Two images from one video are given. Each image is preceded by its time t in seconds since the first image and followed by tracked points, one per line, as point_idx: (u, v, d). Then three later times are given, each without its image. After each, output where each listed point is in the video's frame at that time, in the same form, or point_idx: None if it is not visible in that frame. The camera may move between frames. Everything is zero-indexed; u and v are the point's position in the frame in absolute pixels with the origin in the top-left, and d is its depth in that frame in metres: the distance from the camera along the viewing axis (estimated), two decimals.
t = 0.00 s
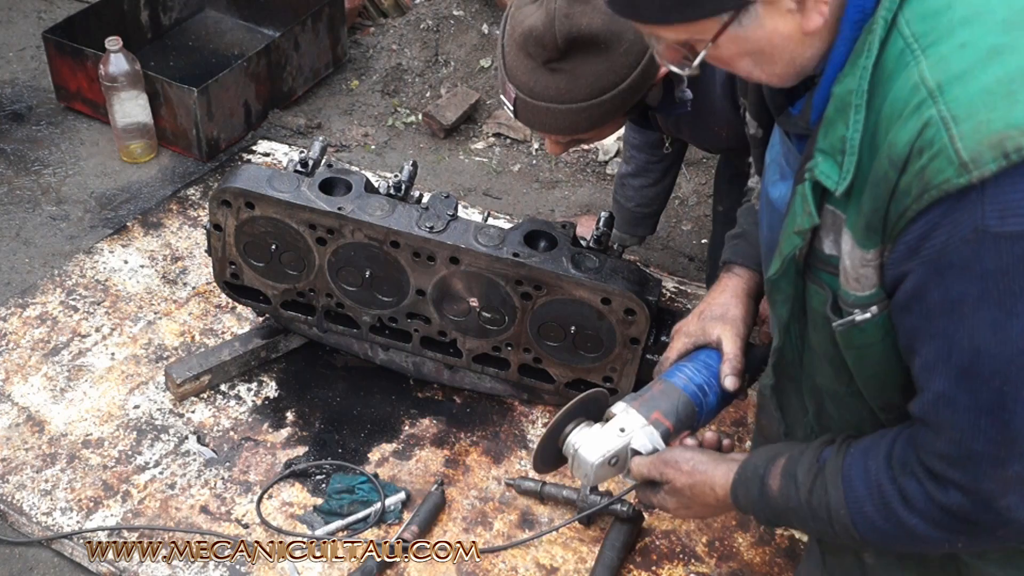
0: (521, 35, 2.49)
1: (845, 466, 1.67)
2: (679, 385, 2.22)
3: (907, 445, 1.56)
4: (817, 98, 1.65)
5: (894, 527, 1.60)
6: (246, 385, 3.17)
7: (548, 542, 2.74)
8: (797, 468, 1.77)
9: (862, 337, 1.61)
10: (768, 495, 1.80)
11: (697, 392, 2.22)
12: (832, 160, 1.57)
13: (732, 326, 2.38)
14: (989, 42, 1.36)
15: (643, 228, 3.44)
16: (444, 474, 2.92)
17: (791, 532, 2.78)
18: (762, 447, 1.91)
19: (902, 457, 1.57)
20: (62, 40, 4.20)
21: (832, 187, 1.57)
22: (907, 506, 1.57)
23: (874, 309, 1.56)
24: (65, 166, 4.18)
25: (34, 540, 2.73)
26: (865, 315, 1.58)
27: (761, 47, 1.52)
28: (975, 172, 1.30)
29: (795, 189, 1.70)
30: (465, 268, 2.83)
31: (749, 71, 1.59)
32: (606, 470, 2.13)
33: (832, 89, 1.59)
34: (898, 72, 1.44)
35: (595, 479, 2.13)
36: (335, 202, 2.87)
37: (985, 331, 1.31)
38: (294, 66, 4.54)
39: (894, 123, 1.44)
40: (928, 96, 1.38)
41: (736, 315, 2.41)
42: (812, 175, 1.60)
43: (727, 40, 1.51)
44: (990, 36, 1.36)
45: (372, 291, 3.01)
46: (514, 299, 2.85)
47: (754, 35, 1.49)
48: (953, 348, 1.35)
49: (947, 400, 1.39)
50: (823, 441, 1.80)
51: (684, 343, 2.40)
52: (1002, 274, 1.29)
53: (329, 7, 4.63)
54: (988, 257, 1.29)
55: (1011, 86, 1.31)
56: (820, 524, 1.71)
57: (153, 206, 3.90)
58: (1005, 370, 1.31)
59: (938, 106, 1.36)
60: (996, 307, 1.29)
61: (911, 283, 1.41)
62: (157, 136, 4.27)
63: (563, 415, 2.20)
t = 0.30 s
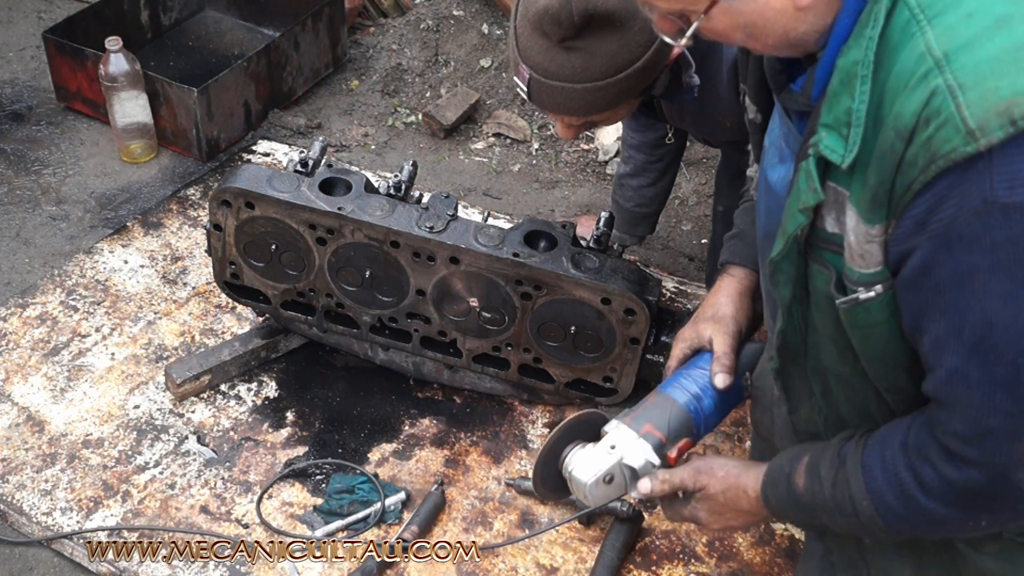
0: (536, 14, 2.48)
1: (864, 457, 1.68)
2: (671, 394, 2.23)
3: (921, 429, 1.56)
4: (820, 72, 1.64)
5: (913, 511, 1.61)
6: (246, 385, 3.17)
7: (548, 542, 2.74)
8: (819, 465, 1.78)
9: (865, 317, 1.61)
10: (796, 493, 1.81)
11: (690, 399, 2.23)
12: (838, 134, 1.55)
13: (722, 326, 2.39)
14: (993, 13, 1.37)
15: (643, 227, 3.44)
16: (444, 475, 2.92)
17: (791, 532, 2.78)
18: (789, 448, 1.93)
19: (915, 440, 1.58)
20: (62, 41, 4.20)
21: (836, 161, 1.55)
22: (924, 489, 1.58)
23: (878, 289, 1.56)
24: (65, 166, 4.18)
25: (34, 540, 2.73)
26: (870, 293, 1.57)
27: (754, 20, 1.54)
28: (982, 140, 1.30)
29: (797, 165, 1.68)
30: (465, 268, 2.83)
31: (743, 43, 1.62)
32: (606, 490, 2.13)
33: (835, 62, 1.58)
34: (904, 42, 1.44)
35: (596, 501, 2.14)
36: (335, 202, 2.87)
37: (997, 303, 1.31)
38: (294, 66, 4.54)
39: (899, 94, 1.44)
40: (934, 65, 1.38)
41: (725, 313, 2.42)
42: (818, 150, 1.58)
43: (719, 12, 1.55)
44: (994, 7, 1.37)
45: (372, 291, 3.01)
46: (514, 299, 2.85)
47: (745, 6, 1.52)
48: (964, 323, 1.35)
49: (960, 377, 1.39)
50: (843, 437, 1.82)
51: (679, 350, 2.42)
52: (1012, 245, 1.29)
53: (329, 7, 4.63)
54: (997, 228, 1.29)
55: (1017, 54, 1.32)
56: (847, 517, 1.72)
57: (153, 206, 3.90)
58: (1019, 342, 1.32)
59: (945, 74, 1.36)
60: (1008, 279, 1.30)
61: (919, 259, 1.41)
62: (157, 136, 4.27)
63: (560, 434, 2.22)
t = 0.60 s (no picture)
0: None
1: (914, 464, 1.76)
2: (595, 397, 2.40)
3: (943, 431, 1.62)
4: (806, 78, 1.65)
5: (948, 510, 1.67)
6: (246, 385, 3.17)
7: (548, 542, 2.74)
8: (881, 470, 1.86)
9: (873, 320, 1.66)
10: (863, 495, 1.89)
11: (608, 406, 2.38)
12: (833, 138, 1.56)
13: (662, 341, 2.47)
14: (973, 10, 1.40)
15: (643, 227, 3.43)
16: (444, 475, 2.92)
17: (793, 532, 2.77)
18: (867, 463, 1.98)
19: (938, 441, 1.63)
20: (62, 41, 4.20)
21: (835, 166, 1.56)
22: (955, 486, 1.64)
23: (883, 292, 1.60)
24: (65, 166, 4.18)
25: (34, 540, 2.73)
26: (874, 296, 1.61)
27: (730, 28, 1.54)
28: (968, 135, 1.34)
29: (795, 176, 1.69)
30: (465, 268, 2.83)
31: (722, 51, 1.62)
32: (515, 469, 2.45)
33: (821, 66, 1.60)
34: (888, 44, 1.47)
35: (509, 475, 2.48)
36: (334, 202, 2.87)
37: (998, 298, 1.34)
38: (294, 66, 4.54)
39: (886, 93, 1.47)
40: (918, 64, 1.41)
41: (667, 334, 2.49)
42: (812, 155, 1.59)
43: (695, 19, 1.54)
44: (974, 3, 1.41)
45: (372, 291, 3.01)
46: (514, 299, 2.85)
47: (720, 15, 1.52)
48: (968, 320, 1.39)
49: (968, 374, 1.43)
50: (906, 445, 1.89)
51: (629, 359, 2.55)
52: (1006, 239, 1.32)
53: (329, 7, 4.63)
54: (989, 222, 1.33)
55: (998, 49, 1.35)
56: (899, 519, 1.79)
57: (153, 206, 3.90)
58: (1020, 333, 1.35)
59: (928, 73, 1.39)
60: (1006, 272, 1.33)
61: (917, 258, 1.45)
62: (157, 136, 4.27)
63: (486, 408, 2.66)
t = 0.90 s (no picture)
0: None
1: (918, 476, 1.78)
2: (543, 435, 2.54)
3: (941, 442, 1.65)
4: (803, 97, 1.68)
5: (944, 515, 1.71)
6: (246, 385, 3.17)
7: (548, 542, 2.74)
8: (891, 486, 1.87)
9: (880, 337, 1.66)
10: (879, 509, 1.90)
11: (556, 446, 2.53)
12: (833, 159, 1.57)
13: (609, 377, 2.52)
14: (963, 26, 1.42)
15: (643, 226, 3.43)
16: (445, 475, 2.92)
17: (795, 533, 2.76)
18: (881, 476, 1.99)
19: (935, 450, 1.67)
20: (62, 41, 4.20)
21: (837, 186, 1.57)
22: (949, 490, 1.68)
23: (888, 310, 1.61)
24: (65, 166, 4.18)
25: (34, 540, 2.73)
26: (880, 315, 1.62)
27: (726, 48, 1.61)
28: (963, 150, 1.36)
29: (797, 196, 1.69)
30: (465, 268, 2.83)
31: (715, 69, 1.69)
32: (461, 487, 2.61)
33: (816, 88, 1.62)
34: (881, 63, 1.49)
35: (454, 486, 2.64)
36: (334, 202, 2.87)
37: (992, 310, 1.39)
38: (294, 66, 4.54)
39: (881, 113, 1.49)
40: (911, 84, 1.44)
41: (614, 367, 2.52)
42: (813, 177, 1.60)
43: (692, 38, 1.60)
44: (963, 19, 1.43)
45: (372, 291, 3.01)
46: (514, 299, 2.85)
47: (717, 34, 1.58)
48: (964, 330, 1.43)
49: (964, 384, 1.48)
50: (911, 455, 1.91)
51: (574, 380, 2.63)
52: (1000, 253, 1.36)
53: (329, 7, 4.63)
54: (983, 236, 1.37)
55: (990, 65, 1.37)
56: (903, 530, 1.81)
57: (153, 206, 3.90)
58: (1013, 344, 1.39)
59: (921, 90, 1.42)
60: (1000, 285, 1.37)
61: (914, 272, 1.49)
62: (157, 136, 4.27)
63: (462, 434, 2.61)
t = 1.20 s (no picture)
0: None
1: (918, 489, 1.78)
2: (544, 460, 2.55)
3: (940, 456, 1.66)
4: (791, 124, 1.71)
5: (944, 527, 1.72)
6: (246, 385, 3.16)
7: (548, 542, 2.74)
8: (892, 497, 1.87)
9: (877, 356, 1.67)
10: (882, 519, 1.89)
11: (557, 471, 2.54)
12: (822, 182, 1.60)
13: (615, 412, 2.54)
14: (947, 48, 1.44)
15: (643, 226, 3.43)
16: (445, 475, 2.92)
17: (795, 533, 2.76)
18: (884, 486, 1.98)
19: (934, 464, 1.68)
20: (62, 41, 4.20)
21: (827, 210, 1.60)
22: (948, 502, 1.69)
23: (884, 328, 1.62)
24: (65, 166, 4.18)
25: (34, 540, 2.73)
26: (876, 334, 1.63)
27: (716, 75, 1.63)
28: (951, 171, 1.38)
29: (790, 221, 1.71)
30: (465, 268, 2.83)
31: (703, 97, 1.70)
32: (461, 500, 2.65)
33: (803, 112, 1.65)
34: (866, 86, 1.52)
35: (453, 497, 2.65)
36: (335, 202, 2.87)
37: (984, 326, 1.41)
38: (294, 66, 4.54)
39: (869, 136, 1.52)
40: (897, 107, 1.46)
41: (620, 402, 2.54)
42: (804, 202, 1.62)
43: (682, 67, 1.62)
44: (946, 41, 1.45)
45: (372, 291, 3.00)
46: (514, 299, 2.85)
47: (708, 62, 1.60)
48: (958, 346, 1.46)
49: (959, 398, 1.50)
50: (912, 469, 1.92)
51: (576, 404, 2.64)
52: (991, 270, 1.38)
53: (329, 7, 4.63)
54: (974, 254, 1.39)
55: (975, 85, 1.39)
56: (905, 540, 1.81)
57: (153, 206, 3.90)
58: (1007, 359, 1.41)
59: (907, 112, 1.45)
60: (992, 301, 1.39)
61: (907, 290, 1.51)
62: (157, 136, 4.27)
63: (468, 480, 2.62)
